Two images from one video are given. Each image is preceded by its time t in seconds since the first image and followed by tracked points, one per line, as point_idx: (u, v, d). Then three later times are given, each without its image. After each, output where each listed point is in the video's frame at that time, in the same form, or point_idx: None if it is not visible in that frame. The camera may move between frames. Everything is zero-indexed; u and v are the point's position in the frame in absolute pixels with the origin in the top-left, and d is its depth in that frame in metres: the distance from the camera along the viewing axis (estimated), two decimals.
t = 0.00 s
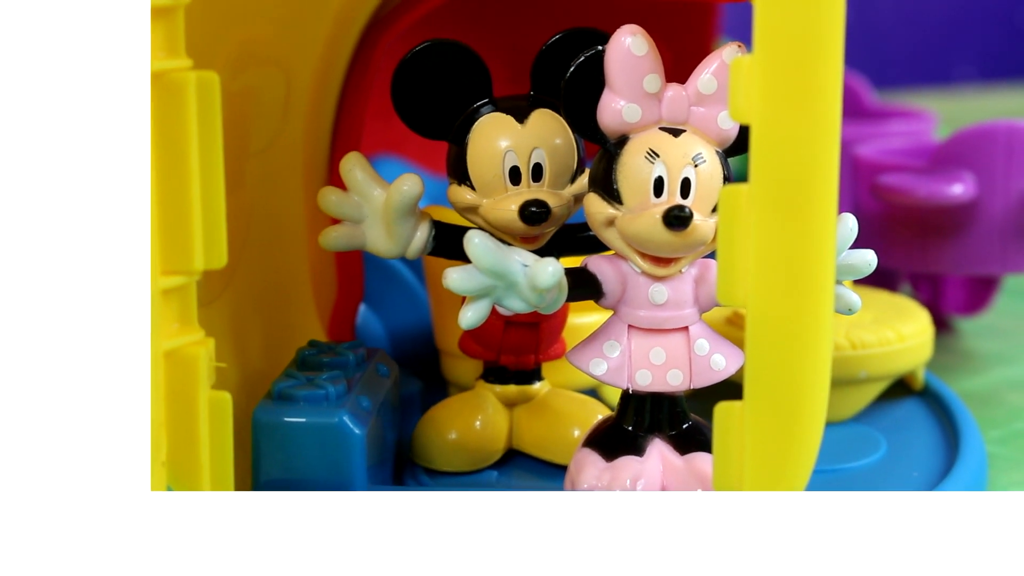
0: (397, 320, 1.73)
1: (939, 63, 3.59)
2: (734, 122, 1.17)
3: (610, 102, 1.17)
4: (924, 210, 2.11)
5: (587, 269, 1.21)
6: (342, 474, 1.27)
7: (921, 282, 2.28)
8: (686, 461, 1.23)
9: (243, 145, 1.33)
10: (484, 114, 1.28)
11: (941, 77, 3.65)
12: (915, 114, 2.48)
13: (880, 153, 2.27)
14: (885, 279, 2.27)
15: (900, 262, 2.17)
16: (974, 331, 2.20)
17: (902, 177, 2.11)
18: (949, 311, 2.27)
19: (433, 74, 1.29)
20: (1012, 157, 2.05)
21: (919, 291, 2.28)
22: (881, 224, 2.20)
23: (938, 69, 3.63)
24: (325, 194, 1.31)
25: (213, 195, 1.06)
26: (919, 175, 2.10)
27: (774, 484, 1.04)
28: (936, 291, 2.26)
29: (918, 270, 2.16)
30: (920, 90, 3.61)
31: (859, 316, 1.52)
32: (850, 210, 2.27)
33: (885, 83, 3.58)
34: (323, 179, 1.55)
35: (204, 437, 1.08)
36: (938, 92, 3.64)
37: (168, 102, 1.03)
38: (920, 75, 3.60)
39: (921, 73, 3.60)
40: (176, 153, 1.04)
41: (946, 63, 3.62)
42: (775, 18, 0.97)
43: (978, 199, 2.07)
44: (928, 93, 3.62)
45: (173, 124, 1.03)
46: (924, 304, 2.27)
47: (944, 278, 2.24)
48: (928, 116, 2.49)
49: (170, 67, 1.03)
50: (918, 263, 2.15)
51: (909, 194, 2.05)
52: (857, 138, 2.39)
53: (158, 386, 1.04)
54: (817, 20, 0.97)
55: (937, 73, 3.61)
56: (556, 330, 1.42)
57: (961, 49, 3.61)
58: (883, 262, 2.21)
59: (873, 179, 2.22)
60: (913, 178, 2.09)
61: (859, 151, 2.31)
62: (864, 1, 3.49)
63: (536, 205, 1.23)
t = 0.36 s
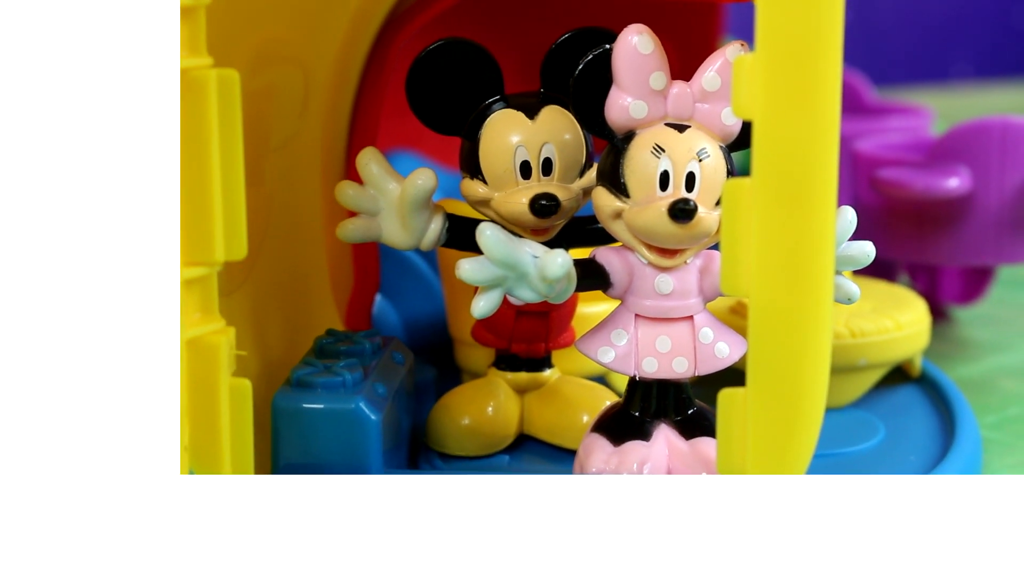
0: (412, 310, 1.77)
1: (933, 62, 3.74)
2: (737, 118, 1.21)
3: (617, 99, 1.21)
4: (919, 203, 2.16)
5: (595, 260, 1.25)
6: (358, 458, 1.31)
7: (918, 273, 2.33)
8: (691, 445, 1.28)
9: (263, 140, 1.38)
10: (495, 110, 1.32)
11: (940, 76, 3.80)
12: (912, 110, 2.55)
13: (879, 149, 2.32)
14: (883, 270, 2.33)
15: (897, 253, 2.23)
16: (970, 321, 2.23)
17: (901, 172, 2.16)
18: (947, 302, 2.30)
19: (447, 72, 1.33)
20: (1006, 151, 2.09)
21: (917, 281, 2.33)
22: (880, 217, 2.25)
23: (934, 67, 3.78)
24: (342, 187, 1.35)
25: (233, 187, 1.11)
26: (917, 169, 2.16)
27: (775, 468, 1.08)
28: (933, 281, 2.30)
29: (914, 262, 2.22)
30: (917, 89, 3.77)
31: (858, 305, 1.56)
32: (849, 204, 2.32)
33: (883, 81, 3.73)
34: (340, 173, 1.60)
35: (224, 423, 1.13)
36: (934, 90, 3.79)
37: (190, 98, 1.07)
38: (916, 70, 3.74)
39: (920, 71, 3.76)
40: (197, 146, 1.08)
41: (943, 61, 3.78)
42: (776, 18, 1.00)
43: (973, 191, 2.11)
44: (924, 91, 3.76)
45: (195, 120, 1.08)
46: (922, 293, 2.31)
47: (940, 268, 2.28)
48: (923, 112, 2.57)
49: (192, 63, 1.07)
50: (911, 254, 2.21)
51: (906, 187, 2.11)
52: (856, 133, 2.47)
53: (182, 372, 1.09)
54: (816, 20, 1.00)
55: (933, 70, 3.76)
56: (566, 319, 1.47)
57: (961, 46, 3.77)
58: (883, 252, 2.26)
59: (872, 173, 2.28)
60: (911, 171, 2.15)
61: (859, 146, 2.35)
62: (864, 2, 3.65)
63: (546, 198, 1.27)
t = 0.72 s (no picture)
0: (427, 300, 1.82)
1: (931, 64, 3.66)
2: (742, 114, 1.25)
3: (626, 96, 1.25)
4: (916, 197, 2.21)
5: (604, 252, 1.29)
6: (375, 444, 1.36)
7: (916, 263, 2.38)
8: (697, 431, 1.32)
9: (282, 136, 1.43)
10: (508, 107, 1.36)
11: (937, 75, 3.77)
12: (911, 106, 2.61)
13: (879, 144, 2.37)
14: (882, 260, 2.38)
15: (896, 244, 2.27)
16: (968, 309, 2.27)
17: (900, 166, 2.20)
18: (944, 290, 2.35)
19: (461, 69, 1.38)
20: (1002, 147, 2.12)
21: (915, 272, 2.38)
22: (881, 210, 2.28)
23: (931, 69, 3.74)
24: (359, 181, 1.40)
25: (253, 181, 1.16)
26: (916, 164, 2.19)
27: (778, 453, 1.12)
28: (931, 271, 2.35)
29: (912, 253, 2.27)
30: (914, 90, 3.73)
31: (858, 295, 1.60)
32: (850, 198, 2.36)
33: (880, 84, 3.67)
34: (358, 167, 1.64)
35: (245, 409, 1.17)
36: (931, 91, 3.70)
37: (214, 96, 1.12)
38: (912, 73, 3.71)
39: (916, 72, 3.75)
40: (219, 143, 1.13)
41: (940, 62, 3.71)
42: (779, 17, 1.04)
43: (970, 186, 2.14)
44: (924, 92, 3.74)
45: (218, 117, 1.12)
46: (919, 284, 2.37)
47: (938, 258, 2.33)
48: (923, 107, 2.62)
49: (214, 62, 1.12)
50: (913, 247, 2.25)
51: (905, 181, 2.15)
52: (857, 128, 2.50)
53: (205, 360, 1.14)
54: (818, 19, 1.04)
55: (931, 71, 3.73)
56: (576, 308, 1.52)
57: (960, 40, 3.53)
58: (884, 243, 2.30)
59: (872, 168, 2.33)
60: (910, 166, 2.19)
61: (859, 141, 2.39)
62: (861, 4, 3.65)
63: (556, 191, 1.32)
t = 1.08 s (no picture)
0: (441, 290, 1.87)
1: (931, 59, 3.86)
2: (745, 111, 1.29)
3: (633, 92, 1.29)
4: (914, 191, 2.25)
5: (612, 244, 1.34)
6: (390, 430, 1.41)
7: (915, 255, 2.41)
8: (702, 417, 1.36)
9: (300, 131, 1.47)
10: (519, 103, 1.41)
11: (934, 71, 3.91)
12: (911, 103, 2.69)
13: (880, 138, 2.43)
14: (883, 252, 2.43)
15: (893, 237, 2.32)
16: (966, 299, 2.31)
17: (898, 161, 2.26)
18: (941, 282, 2.39)
19: (473, 67, 1.42)
20: (998, 143, 2.16)
21: (914, 263, 2.41)
22: (881, 204, 2.33)
23: (931, 65, 3.89)
24: (374, 176, 1.45)
25: (272, 176, 1.20)
26: (913, 159, 2.25)
27: (779, 439, 1.15)
28: (930, 263, 2.39)
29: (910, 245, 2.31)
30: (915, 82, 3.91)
31: (858, 285, 1.64)
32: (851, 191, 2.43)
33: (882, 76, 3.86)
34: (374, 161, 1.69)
35: (263, 395, 1.22)
36: (931, 86, 3.93)
37: (236, 93, 1.16)
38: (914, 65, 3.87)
39: (916, 65, 3.87)
40: (239, 139, 1.17)
41: (938, 59, 3.87)
42: (781, 15, 1.07)
43: (965, 180, 2.19)
44: (923, 87, 3.92)
45: (238, 113, 1.17)
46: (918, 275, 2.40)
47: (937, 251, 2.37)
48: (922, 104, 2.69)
49: (236, 60, 1.16)
50: (911, 239, 2.29)
51: (903, 174, 2.20)
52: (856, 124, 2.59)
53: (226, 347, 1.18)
54: (819, 17, 1.06)
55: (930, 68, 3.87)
56: (586, 299, 1.56)
57: (958, 40, 3.82)
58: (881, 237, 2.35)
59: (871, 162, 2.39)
60: (907, 161, 2.25)
61: (861, 137, 2.45)
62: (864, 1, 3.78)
63: (565, 185, 1.35)
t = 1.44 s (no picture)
0: (453, 281, 1.91)
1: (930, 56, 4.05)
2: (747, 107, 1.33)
3: (639, 89, 1.33)
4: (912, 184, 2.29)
5: (618, 237, 1.38)
6: (403, 417, 1.45)
7: (913, 248, 2.45)
8: (706, 405, 1.41)
9: (316, 127, 1.51)
10: (529, 100, 1.44)
11: (932, 69, 4.07)
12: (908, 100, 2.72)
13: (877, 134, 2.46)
14: (881, 244, 2.47)
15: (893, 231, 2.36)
16: (962, 289, 2.36)
17: (897, 155, 2.29)
18: (939, 273, 2.44)
19: (484, 65, 1.47)
20: (993, 135, 2.21)
21: (912, 255, 2.46)
22: (880, 197, 2.38)
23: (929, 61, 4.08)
24: (388, 170, 1.49)
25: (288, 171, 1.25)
26: (912, 154, 2.29)
27: (782, 425, 1.19)
28: (926, 256, 2.43)
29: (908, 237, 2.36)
30: (914, 79, 4.10)
31: (857, 276, 1.68)
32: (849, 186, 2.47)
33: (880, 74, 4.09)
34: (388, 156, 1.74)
35: (280, 383, 1.27)
36: (931, 82, 4.09)
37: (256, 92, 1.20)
38: (910, 65, 4.07)
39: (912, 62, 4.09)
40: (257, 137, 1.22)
41: (937, 56, 4.04)
42: (783, 14, 1.10)
43: (962, 174, 2.23)
44: (921, 83, 4.09)
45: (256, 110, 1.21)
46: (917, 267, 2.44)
47: (933, 243, 2.41)
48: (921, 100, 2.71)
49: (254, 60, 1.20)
50: (908, 231, 2.33)
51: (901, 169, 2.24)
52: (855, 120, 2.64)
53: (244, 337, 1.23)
54: (820, 15, 1.09)
55: (927, 66, 4.06)
56: (592, 289, 1.61)
57: (955, 38, 4.00)
58: (880, 229, 2.40)
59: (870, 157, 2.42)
60: (904, 156, 2.28)
61: (861, 132, 2.50)
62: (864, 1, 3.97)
63: (574, 179, 1.40)
